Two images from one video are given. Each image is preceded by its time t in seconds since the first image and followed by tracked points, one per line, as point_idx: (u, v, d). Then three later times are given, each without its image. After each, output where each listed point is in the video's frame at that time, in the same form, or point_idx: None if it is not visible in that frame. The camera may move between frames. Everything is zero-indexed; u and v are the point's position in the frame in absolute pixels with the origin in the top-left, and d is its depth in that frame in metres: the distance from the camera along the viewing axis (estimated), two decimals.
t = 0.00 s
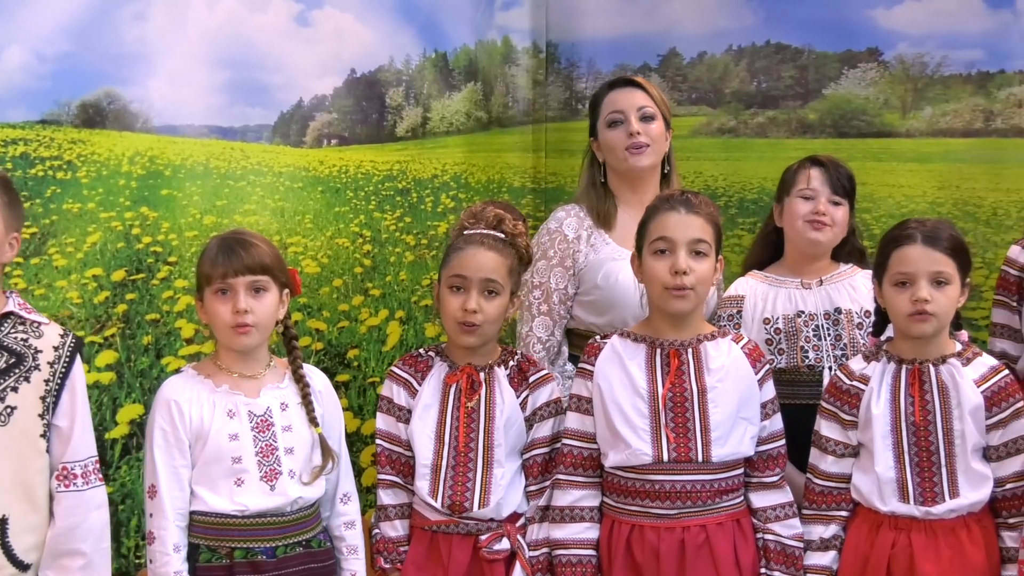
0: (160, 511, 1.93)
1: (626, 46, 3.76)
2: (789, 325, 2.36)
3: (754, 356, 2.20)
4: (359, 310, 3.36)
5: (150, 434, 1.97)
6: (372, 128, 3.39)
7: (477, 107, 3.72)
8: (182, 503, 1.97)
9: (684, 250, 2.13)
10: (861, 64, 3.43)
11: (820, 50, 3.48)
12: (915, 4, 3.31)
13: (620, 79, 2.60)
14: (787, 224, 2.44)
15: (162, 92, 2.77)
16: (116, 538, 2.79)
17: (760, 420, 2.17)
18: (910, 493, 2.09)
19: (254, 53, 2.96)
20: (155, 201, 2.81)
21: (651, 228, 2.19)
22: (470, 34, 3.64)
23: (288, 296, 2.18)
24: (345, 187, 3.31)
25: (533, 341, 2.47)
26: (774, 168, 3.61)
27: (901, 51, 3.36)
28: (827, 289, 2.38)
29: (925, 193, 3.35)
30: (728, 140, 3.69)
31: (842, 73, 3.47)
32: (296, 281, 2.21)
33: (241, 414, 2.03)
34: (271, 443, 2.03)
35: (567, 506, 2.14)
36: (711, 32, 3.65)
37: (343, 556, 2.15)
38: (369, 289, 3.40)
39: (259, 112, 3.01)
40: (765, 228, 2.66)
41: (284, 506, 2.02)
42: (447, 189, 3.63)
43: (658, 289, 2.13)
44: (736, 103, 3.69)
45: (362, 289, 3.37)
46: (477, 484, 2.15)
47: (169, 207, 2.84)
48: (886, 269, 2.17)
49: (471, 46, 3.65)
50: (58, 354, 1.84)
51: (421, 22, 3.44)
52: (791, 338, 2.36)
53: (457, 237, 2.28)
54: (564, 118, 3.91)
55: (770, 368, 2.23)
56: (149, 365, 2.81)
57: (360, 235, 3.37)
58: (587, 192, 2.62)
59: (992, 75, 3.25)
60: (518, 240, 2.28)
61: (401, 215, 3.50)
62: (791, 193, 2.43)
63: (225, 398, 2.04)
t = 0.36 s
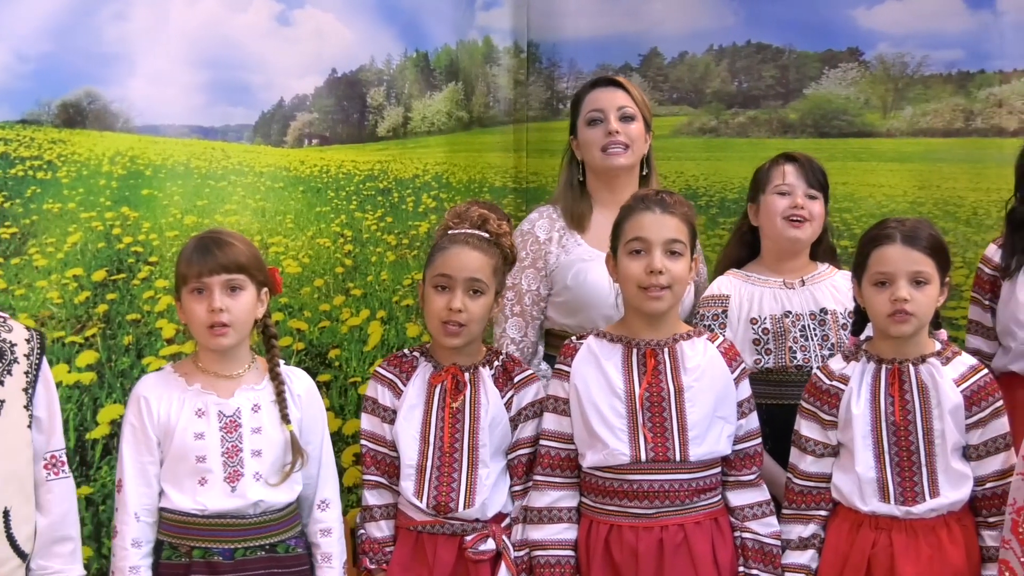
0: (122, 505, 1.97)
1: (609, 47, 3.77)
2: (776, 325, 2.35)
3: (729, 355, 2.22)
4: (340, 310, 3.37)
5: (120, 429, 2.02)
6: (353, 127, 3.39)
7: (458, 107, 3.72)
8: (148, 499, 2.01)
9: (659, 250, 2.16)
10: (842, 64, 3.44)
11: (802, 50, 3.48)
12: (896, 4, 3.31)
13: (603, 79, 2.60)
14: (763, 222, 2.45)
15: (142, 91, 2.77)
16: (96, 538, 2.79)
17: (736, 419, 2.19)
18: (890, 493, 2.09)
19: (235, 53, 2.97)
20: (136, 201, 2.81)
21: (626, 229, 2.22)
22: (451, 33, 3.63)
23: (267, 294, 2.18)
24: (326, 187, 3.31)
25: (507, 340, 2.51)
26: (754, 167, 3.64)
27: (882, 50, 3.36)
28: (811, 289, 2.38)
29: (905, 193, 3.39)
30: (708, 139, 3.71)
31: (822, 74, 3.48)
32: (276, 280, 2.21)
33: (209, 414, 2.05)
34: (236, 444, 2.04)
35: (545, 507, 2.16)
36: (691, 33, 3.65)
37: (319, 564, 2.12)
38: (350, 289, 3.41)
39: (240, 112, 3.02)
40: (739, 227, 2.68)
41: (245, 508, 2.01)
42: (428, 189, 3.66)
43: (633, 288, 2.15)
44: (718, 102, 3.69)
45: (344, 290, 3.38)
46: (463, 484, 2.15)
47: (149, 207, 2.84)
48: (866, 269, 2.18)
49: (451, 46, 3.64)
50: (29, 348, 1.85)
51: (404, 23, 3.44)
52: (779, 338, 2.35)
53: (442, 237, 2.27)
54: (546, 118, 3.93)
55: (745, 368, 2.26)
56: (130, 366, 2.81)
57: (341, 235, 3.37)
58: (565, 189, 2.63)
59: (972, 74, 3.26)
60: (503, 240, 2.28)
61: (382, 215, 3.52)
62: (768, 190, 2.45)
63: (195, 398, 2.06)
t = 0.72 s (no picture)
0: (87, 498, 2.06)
1: (589, 45, 3.75)
2: (752, 325, 2.36)
3: (710, 355, 2.23)
4: (320, 310, 3.36)
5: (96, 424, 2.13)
6: (333, 127, 3.39)
7: (438, 107, 3.72)
8: (114, 494, 2.09)
9: (636, 251, 2.16)
10: (822, 64, 3.45)
11: (780, 50, 3.50)
12: (875, 4, 3.34)
13: (585, 78, 2.60)
14: (746, 226, 2.46)
15: (122, 91, 2.77)
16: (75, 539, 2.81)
17: (716, 417, 2.21)
18: (871, 492, 2.09)
19: (214, 52, 2.97)
20: (116, 201, 2.80)
21: (602, 230, 2.23)
22: (432, 33, 3.65)
23: (243, 293, 2.19)
24: (306, 187, 3.31)
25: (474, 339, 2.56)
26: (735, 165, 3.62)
27: (861, 51, 3.38)
28: (789, 289, 2.39)
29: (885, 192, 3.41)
30: (689, 139, 3.70)
31: (802, 73, 3.49)
32: (252, 279, 2.22)
33: (173, 413, 2.09)
34: (193, 445, 2.06)
35: (525, 508, 2.15)
36: (670, 32, 3.65)
37: None
38: (330, 289, 3.39)
39: (220, 111, 3.02)
40: (722, 226, 2.68)
41: (195, 511, 2.02)
42: (409, 189, 3.63)
43: (611, 288, 2.16)
44: (697, 102, 3.69)
45: (324, 289, 3.36)
46: (446, 484, 2.14)
47: (129, 207, 2.83)
48: (846, 269, 2.18)
49: (432, 45, 3.66)
50: None
51: (384, 22, 3.46)
52: (754, 337, 2.36)
53: (421, 236, 2.28)
54: (526, 118, 3.89)
55: (723, 366, 2.28)
56: (110, 366, 2.83)
57: (321, 235, 3.36)
58: (539, 188, 2.67)
59: (951, 74, 3.29)
60: (482, 239, 2.28)
61: (363, 214, 3.50)
62: (750, 192, 2.46)
63: (162, 396, 2.12)
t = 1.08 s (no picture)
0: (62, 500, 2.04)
1: (568, 45, 3.79)
2: (727, 324, 2.37)
3: (689, 355, 2.23)
4: (300, 310, 3.37)
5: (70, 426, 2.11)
6: (312, 127, 3.39)
7: (418, 107, 3.76)
8: (89, 496, 2.07)
9: (618, 251, 2.17)
10: (802, 63, 3.51)
11: (760, 50, 3.54)
12: (855, 4, 3.39)
13: (562, 78, 2.60)
14: (728, 224, 2.46)
15: (101, 90, 2.77)
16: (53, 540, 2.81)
17: (696, 418, 2.21)
18: (850, 491, 2.09)
19: (193, 51, 2.97)
20: (95, 201, 2.80)
21: (585, 229, 2.23)
22: (411, 33, 3.68)
23: (221, 297, 2.19)
24: (285, 187, 3.30)
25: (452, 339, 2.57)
26: (716, 167, 3.66)
27: (841, 50, 3.43)
28: (767, 290, 2.39)
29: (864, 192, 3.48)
30: (669, 139, 3.73)
31: (782, 73, 3.54)
32: (231, 282, 2.22)
33: (150, 415, 2.07)
34: (171, 447, 2.05)
35: (505, 507, 2.16)
36: (650, 32, 3.68)
37: None
38: (310, 289, 3.41)
39: (199, 111, 3.02)
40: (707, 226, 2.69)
41: (173, 512, 2.02)
42: (388, 188, 3.67)
43: (592, 289, 2.17)
44: (677, 102, 3.72)
45: (304, 289, 3.38)
46: (427, 484, 2.14)
47: (109, 207, 2.83)
48: (826, 269, 2.17)
49: (412, 46, 3.69)
50: None
51: (363, 23, 3.48)
52: (728, 336, 2.37)
53: (395, 236, 2.27)
54: (506, 118, 3.94)
55: (705, 366, 2.28)
56: (89, 366, 2.84)
57: (301, 235, 3.38)
58: (517, 189, 2.66)
59: (930, 74, 3.35)
60: (456, 239, 2.29)
61: (342, 214, 3.53)
62: (732, 191, 2.48)
63: (138, 398, 2.10)
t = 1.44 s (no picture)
0: (64, 514, 1.92)
1: (546, 44, 3.78)
2: (712, 324, 2.36)
3: (671, 354, 2.23)
4: (280, 310, 3.36)
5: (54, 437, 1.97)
6: (291, 127, 3.41)
7: (397, 107, 3.75)
8: (87, 506, 1.97)
9: (600, 250, 2.17)
10: (780, 63, 3.57)
11: (739, 50, 3.60)
12: (832, 4, 3.46)
13: (542, 79, 2.58)
14: (707, 222, 2.47)
15: (80, 91, 2.79)
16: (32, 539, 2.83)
17: (678, 416, 2.20)
18: (829, 490, 2.10)
19: (173, 51, 2.98)
20: (74, 201, 2.79)
21: (566, 228, 2.22)
22: (390, 33, 3.66)
23: (203, 301, 2.17)
24: (264, 186, 3.32)
25: (438, 339, 2.52)
26: (695, 165, 3.74)
27: (819, 50, 3.51)
28: (748, 290, 2.39)
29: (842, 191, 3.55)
30: (648, 138, 3.78)
31: (760, 73, 3.61)
32: (213, 286, 2.20)
33: (148, 417, 2.02)
34: (177, 447, 2.02)
35: (488, 508, 2.15)
36: (628, 33, 3.72)
37: (256, 560, 2.11)
38: (289, 289, 3.40)
39: (177, 111, 3.03)
40: (684, 224, 2.68)
41: (189, 510, 2.00)
42: (368, 188, 3.65)
43: (574, 289, 2.16)
44: (656, 102, 3.77)
45: (283, 289, 3.37)
46: (406, 483, 2.14)
47: (87, 207, 2.83)
48: (805, 268, 2.18)
49: (391, 46, 3.67)
50: None
51: (342, 21, 3.48)
52: (714, 336, 2.36)
53: (369, 236, 2.27)
54: (485, 118, 3.91)
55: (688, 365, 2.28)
56: (67, 366, 2.82)
57: (280, 235, 3.37)
58: (503, 187, 2.64)
59: (910, 74, 3.43)
60: (430, 238, 2.30)
61: (321, 214, 3.51)
62: (712, 190, 2.47)
63: (132, 400, 2.03)
